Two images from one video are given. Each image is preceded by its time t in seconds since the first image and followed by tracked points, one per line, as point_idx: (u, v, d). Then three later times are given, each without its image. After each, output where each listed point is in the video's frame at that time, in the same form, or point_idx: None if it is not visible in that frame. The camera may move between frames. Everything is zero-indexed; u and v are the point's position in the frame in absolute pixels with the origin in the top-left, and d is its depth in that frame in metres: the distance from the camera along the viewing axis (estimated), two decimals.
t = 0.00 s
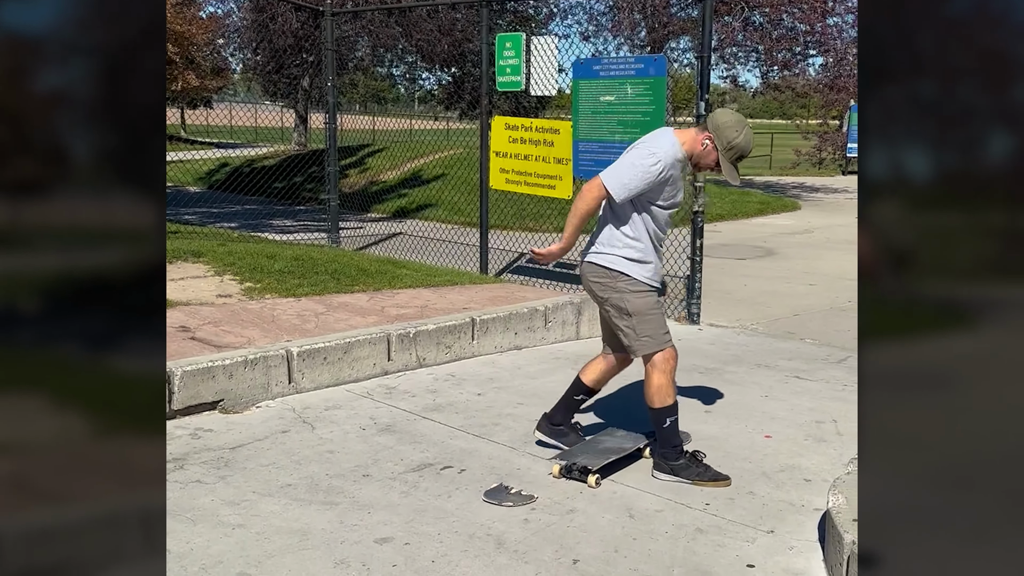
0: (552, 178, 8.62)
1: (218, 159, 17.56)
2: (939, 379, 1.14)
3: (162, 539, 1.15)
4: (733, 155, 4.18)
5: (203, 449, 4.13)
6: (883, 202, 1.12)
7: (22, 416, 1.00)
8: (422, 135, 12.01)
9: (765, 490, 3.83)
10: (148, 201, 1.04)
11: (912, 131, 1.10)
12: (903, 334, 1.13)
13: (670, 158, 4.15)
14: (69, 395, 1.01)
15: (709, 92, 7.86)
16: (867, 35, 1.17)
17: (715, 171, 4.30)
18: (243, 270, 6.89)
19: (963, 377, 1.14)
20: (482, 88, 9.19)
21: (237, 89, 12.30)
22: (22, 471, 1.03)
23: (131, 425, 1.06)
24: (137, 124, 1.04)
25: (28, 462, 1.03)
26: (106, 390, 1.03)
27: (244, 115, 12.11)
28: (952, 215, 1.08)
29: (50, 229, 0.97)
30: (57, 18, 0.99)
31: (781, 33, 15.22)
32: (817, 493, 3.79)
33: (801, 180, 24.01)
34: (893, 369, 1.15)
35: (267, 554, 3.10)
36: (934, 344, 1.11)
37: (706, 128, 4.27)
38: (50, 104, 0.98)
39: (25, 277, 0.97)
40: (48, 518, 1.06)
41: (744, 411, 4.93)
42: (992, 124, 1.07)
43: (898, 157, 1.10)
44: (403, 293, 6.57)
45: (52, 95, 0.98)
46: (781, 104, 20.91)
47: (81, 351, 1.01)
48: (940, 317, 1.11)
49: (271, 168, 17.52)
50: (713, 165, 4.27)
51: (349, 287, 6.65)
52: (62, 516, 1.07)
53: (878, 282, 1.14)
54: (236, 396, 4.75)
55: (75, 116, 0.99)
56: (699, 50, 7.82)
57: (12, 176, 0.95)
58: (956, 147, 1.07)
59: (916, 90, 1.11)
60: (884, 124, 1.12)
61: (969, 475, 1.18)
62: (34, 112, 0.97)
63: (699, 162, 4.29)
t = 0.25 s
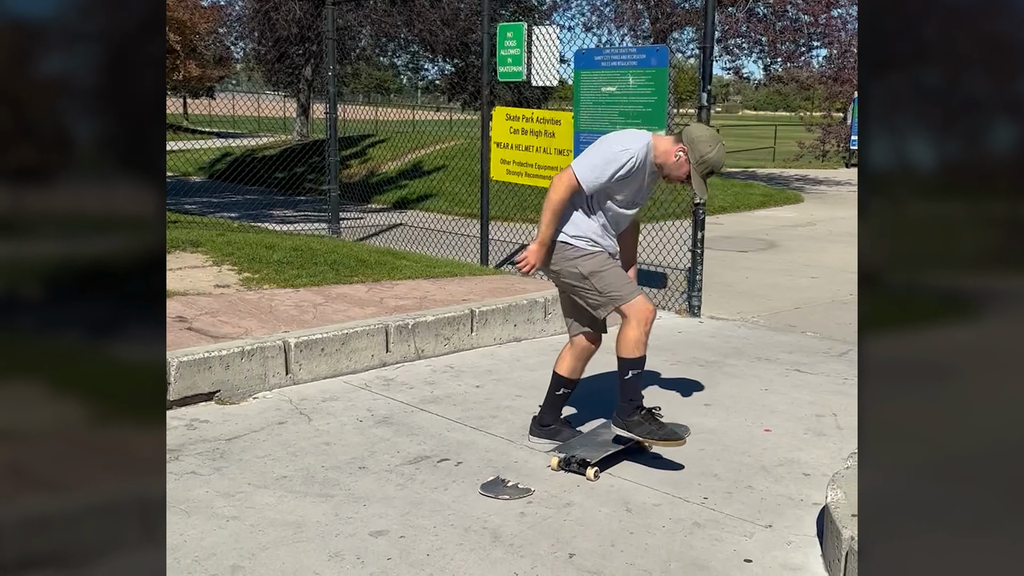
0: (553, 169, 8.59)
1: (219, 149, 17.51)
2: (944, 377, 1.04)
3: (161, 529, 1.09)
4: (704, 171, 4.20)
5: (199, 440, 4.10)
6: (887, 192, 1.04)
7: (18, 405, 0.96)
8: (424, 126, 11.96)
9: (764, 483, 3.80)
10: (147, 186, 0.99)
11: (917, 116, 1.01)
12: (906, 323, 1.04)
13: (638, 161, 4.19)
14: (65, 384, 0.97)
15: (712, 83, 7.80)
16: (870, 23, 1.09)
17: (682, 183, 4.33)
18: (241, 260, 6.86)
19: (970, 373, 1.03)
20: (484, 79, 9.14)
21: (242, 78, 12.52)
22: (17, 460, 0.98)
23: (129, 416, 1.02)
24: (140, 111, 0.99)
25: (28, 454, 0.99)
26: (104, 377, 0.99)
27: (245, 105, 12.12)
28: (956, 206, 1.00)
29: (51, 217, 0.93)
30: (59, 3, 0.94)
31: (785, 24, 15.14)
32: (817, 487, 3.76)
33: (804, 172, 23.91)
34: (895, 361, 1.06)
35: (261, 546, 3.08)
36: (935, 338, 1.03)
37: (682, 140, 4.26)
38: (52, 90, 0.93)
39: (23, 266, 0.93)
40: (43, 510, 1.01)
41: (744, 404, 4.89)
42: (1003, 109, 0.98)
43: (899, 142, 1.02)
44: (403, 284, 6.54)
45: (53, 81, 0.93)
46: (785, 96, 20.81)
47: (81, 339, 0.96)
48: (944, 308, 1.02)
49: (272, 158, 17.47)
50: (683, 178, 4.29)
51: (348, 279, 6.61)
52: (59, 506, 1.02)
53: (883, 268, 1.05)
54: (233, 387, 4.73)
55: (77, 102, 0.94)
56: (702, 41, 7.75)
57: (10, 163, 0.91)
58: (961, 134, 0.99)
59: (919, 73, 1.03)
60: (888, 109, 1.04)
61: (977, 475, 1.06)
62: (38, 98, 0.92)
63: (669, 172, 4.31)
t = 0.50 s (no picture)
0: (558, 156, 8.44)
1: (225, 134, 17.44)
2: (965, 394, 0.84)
3: (162, 513, 0.84)
4: (694, 198, 4.30)
5: (192, 428, 4.03)
6: (895, 179, 0.83)
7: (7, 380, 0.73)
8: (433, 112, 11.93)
9: (768, 477, 3.71)
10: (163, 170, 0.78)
11: (931, 101, 0.81)
12: (914, 309, 0.84)
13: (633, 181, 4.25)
14: (65, 365, 0.75)
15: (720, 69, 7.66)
16: None
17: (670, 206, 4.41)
18: (241, 246, 6.79)
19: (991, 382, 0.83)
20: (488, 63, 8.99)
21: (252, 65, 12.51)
22: (10, 442, 0.75)
23: (132, 395, 0.79)
24: (154, 95, 0.77)
25: (22, 436, 0.76)
26: (106, 357, 0.77)
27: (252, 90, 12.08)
28: (971, 197, 0.80)
29: (58, 202, 0.73)
30: None
31: (796, 12, 15.02)
32: (822, 482, 3.67)
33: (814, 162, 23.77)
34: (905, 350, 0.85)
35: (251, 538, 3.01)
36: (947, 336, 0.83)
37: (676, 165, 4.34)
38: (61, 71, 0.73)
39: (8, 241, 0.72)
40: (36, 495, 0.77)
41: (748, 396, 4.81)
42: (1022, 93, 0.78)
43: (910, 122, 0.81)
44: (404, 272, 6.46)
45: (62, 62, 0.73)
46: (795, 86, 20.67)
47: (82, 323, 0.75)
48: (955, 297, 0.82)
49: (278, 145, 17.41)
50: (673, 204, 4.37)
51: (348, 265, 6.53)
52: (50, 490, 0.78)
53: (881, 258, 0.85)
54: (229, 373, 4.66)
55: (88, 84, 0.74)
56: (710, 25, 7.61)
57: None
58: (977, 120, 0.79)
59: (935, 57, 0.81)
60: (898, 93, 0.82)
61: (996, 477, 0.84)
62: (43, 79, 0.72)
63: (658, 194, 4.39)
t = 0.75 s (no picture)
0: (567, 146, 8.13)
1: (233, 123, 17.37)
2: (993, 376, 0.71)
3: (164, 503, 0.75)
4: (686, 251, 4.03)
5: (186, 421, 3.95)
6: (910, 165, 0.71)
7: None
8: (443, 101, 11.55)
9: (775, 477, 3.59)
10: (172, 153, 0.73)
11: (948, 83, 0.69)
12: (929, 300, 0.71)
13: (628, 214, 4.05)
14: (67, 350, 0.67)
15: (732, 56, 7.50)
16: None
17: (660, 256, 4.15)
18: (242, 234, 6.70)
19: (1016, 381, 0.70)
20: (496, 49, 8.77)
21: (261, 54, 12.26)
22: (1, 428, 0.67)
23: (136, 383, 0.71)
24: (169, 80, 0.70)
25: (15, 421, 0.67)
26: (112, 342, 0.68)
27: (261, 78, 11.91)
28: (990, 179, 0.68)
29: (72, 186, 0.66)
30: None
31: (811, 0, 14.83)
32: (832, 482, 3.55)
33: (827, 153, 23.54)
34: (920, 338, 0.72)
35: (239, 536, 2.93)
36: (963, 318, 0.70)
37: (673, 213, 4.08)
38: (76, 55, 0.65)
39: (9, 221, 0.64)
40: (28, 484, 0.69)
41: (757, 391, 4.69)
42: None
43: (926, 104, 0.70)
44: (406, 262, 6.36)
45: (78, 46, 0.65)
46: (809, 76, 20.46)
47: (91, 307, 0.67)
48: (971, 287, 0.70)
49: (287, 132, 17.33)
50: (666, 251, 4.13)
51: (351, 255, 6.44)
52: (41, 479, 0.69)
53: (893, 250, 0.73)
54: (225, 365, 4.57)
55: (104, 72, 0.66)
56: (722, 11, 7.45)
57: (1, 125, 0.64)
58: (998, 105, 0.67)
59: (954, 37, 0.69)
60: (913, 73, 0.70)
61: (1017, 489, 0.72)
62: (58, 63, 0.65)
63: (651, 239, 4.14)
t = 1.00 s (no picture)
0: (578, 136, 8.01)
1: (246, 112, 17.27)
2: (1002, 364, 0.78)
3: (163, 496, 0.81)
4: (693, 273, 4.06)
5: (180, 417, 3.88)
6: (935, 155, 0.77)
7: (13, 355, 0.71)
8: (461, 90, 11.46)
9: (784, 482, 3.48)
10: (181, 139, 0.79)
11: (973, 73, 0.75)
12: (940, 290, 0.78)
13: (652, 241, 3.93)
14: (77, 340, 0.72)
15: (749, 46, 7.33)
16: None
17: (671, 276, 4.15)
18: (246, 226, 6.62)
19: None
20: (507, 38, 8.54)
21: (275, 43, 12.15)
22: (6, 419, 0.73)
23: (138, 373, 0.76)
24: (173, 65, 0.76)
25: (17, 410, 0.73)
26: (116, 331, 0.74)
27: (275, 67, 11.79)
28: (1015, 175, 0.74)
29: (94, 171, 0.71)
30: None
31: None
32: (842, 488, 3.44)
33: (848, 144, 23.19)
34: (939, 329, 0.79)
35: (226, 539, 2.85)
36: (983, 310, 0.77)
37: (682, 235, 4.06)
38: (96, 41, 0.71)
39: (31, 213, 0.70)
40: (29, 473, 0.75)
41: (767, 391, 4.56)
42: None
43: (948, 96, 0.76)
44: (413, 255, 6.26)
45: (98, 30, 0.71)
46: (830, 67, 20.14)
47: (104, 294, 0.72)
48: (997, 275, 0.75)
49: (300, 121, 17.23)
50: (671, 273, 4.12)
51: (356, 247, 6.35)
52: (40, 470, 0.75)
53: (910, 240, 0.80)
54: (223, 359, 4.50)
55: (115, 51, 0.72)
56: None
57: (24, 106, 0.68)
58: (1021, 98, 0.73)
59: (979, 25, 0.75)
60: (938, 62, 0.76)
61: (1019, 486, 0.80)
62: (78, 46, 0.71)
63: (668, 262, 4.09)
